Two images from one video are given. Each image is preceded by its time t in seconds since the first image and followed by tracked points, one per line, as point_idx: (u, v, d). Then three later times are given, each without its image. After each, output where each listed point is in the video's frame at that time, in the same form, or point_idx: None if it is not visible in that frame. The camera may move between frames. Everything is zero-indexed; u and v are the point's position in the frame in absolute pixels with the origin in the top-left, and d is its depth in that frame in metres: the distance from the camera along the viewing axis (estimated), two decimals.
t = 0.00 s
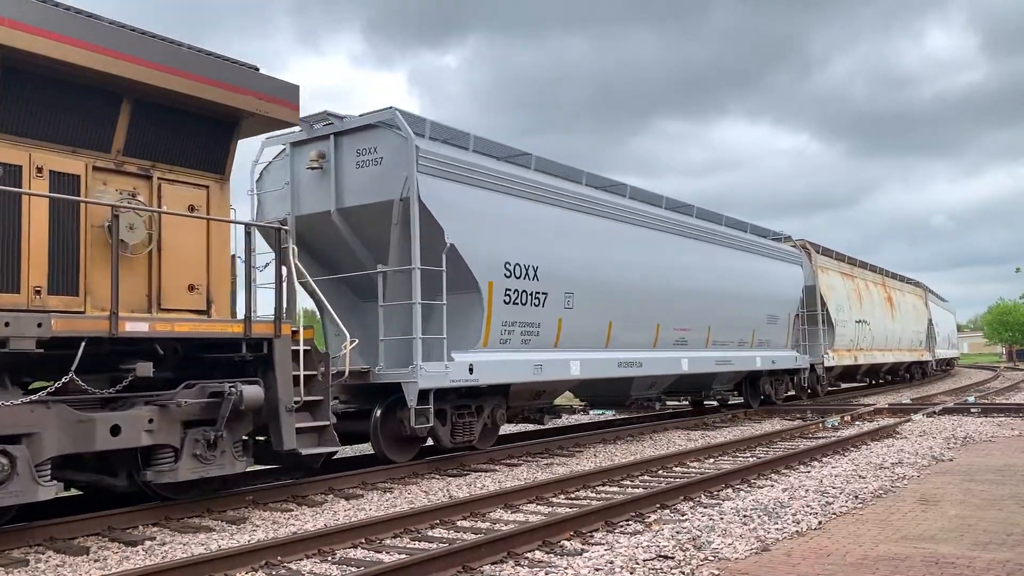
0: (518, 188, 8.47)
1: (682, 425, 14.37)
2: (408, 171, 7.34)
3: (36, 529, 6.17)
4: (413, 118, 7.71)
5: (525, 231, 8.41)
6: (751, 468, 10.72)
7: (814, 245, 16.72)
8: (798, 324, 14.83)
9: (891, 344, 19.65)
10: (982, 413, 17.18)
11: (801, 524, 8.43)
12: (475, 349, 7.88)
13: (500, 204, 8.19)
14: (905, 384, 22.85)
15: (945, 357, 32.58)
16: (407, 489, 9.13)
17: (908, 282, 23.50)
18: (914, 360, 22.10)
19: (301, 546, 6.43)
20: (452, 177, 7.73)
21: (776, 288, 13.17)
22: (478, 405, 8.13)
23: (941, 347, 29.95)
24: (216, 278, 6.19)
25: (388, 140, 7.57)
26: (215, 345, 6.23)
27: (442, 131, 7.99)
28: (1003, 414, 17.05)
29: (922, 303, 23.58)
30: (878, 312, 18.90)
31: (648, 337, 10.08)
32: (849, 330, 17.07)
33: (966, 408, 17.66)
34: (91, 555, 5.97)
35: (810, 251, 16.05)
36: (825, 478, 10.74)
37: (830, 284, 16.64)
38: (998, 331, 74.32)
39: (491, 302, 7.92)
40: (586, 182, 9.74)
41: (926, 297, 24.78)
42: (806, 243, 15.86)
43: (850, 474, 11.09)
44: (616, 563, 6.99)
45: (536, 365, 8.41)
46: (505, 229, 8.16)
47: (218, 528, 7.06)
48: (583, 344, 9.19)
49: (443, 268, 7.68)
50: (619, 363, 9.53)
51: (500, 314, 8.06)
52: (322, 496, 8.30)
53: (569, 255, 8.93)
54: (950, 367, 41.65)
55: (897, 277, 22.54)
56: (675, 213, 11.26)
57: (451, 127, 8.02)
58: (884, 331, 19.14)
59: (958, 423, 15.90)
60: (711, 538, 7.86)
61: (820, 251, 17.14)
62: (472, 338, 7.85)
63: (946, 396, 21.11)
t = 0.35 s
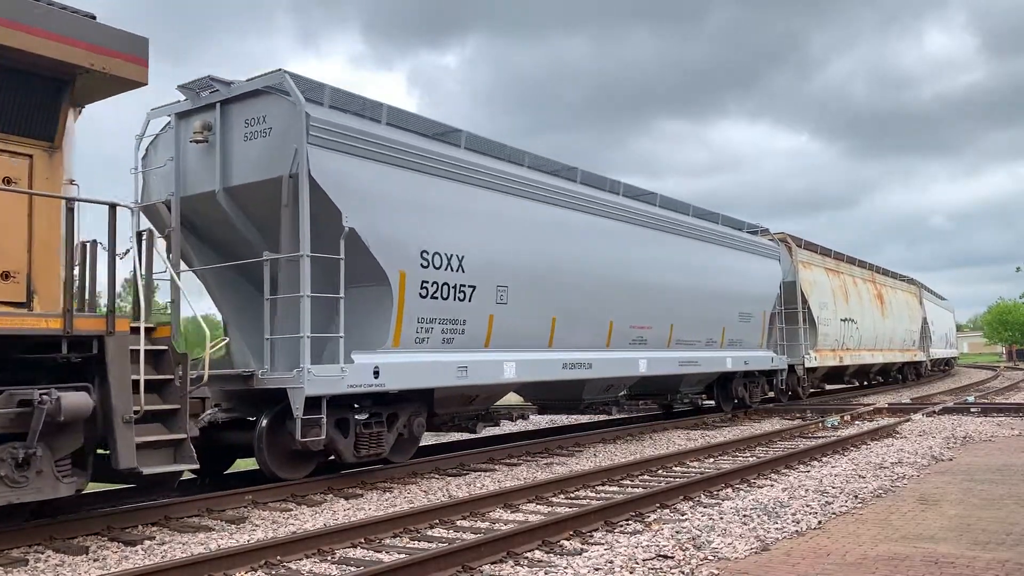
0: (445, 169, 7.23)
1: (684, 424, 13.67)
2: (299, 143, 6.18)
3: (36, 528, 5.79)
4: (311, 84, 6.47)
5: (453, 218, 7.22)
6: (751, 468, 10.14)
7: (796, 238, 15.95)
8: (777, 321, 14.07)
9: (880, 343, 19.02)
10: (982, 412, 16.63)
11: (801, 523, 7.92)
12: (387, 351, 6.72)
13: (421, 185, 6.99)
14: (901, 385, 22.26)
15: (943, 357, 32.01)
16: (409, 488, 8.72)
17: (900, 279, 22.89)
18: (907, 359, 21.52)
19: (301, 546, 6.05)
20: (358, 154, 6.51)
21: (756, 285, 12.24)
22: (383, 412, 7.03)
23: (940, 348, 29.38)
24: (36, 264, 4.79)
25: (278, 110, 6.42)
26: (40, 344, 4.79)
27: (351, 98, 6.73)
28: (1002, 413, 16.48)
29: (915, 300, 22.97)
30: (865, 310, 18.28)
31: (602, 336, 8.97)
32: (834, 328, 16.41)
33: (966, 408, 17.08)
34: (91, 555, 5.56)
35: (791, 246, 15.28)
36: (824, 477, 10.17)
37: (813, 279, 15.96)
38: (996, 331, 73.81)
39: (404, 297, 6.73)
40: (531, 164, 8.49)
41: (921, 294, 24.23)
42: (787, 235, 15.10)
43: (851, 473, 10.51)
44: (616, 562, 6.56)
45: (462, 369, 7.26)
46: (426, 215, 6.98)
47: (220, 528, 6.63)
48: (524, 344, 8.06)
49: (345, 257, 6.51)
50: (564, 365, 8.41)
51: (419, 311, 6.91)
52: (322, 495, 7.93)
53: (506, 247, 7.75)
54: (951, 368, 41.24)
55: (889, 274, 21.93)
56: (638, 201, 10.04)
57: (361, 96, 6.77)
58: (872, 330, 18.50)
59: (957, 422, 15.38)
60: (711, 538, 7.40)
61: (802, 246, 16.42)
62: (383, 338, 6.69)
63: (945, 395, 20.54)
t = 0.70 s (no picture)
0: (345, 141, 6.07)
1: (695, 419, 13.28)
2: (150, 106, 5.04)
3: (38, 527, 5.21)
4: (168, 37, 5.31)
5: (358, 198, 6.07)
6: (750, 467, 9.54)
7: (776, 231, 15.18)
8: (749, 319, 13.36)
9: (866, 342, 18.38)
10: (981, 412, 16.03)
11: (801, 522, 7.39)
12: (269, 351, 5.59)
13: (315, 158, 5.84)
14: (893, 386, 21.69)
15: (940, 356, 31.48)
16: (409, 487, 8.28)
17: (889, 275, 22.24)
18: (898, 358, 20.93)
19: (304, 545, 5.59)
20: (232, 121, 5.37)
21: (730, 279, 11.42)
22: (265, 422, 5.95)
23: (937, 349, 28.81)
24: None
25: (132, 67, 5.31)
26: None
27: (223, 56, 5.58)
28: (1001, 413, 15.93)
29: (906, 297, 22.30)
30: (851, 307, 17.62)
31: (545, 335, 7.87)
32: (817, 327, 15.72)
33: (965, 408, 16.44)
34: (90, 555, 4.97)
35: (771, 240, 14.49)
36: (825, 477, 9.59)
37: (797, 275, 15.22)
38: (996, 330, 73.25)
39: (287, 287, 5.60)
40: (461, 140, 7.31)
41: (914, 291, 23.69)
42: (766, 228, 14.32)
43: (851, 472, 9.95)
44: (617, 561, 6.09)
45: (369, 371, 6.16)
46: (321, 193, 5.82)
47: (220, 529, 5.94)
48: (452, 344, 6.94)
49: (212, 239, 5.36)
50: (501, 367, 7.32)
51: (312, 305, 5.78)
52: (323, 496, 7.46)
53: (428, 233, 6.60)
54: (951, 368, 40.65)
55: (878, 270, 21.29)
56: (588, 186, 8.92)
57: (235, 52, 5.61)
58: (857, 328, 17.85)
59: (956, 421, 14.81)
60: (711, 537, 6.90)
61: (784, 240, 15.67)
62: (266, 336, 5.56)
63: (942, 395, 19.98)
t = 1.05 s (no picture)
0: (204, 106, 5.35)
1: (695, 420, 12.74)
2: None
3: (38, 528, 5.24)
4: None
5: (227, 175, 5.38)
6: (750, 466, 8.94)
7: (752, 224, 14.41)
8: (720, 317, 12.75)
9: (850, 341, 17.66)
10: (982, 412, 15.42)
11: (801, 522, 6.82)
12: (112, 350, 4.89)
13: (165, 127, 5.11)
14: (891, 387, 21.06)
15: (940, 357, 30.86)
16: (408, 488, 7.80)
17: (879, 271, 21.46)
18: (889, 359, 20.23)
19: (304, 545, 5.24)
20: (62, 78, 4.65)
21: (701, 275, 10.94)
22: (110, 439, 5.23)
23: (936, 351, 28.20)
24: None
25: None
26: None
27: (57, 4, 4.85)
28: (1004, 412, 15.33)
29: (896, 295, 21.53)
30: (834, 306, 16.89)
31: (462, 333, 7.21)
32: (797, 325, 14.99)
33: (967, 408, 15.81)
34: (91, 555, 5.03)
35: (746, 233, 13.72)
36: (826, 476, 9.02)
37: (775, 270, 14.46)
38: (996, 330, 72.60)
39: (125, 282, 4.88)
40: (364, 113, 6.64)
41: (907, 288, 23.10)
42: (739, 220, 13.57)
43: (851, 472, 9.36)
44: (619, 561, 5.56)
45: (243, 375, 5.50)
46: (178, 168, 5.12)
47: (219, 528, 5.95)
48: (347, 343, 6.28)
49: (26, 220, 4.58)
50: (409, 369, 6.67)
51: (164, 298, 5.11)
52: (324, 495, 7.04)
53: (316, 217, 5.92)
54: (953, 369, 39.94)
55: (867, 266, 20.52)
56: (524, 167, 8.23)
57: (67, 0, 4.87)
58: (840, 327, 17.12)
59: (957, 421, 14.19)
60: (712, 537, 6.33)
61: (761, 234, 14.90)
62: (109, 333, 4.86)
63: (943, 395, 19.37)
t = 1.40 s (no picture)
0: (120, 84, 4.79)
1: (694, 420, 12.69)
2: None
3: (38, 528, 5.27)
4: None
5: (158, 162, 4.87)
6: (751, 466, 8.89)
7: (726, 216, 13.45)
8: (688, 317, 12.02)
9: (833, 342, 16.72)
10: (982, 411, 15.39)
11: (803, 522, 6.77)
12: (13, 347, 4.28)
13: (77, 108, 4.55)
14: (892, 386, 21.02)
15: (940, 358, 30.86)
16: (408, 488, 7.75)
17: (864, 268, 20.62)
18: (875, 360, 19.49)
19: (304, 546, 5.20)
20: None
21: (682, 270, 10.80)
22: None
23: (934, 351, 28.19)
24: None
25: None
26: None
27: None
28: (1004, 412, 15.29)
29: (879, 294, 20.72)
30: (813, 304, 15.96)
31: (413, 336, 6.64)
32: (776, 324, 13.99)
33: (969, 408, 15.76)
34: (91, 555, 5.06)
35: (717, 225, 12.74)
36: (826, 476, 8.96)
37: (751, 265, 13.47)
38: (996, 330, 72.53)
39: None
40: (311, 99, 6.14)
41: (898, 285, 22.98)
42: (710, 210, 12.62)
43: (852, 472, 9.31)
44: (620, 561, 5.51)
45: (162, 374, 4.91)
46: (103, 153, 4.60)
47: (221, 528, 5.91)
48: (280, 346, 5.65)
49: None
50: (296, 374, 5.66)
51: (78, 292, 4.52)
52: (324, 495, 7.00)
53: (256, 206, 5.40)
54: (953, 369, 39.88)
55: (849, 263, 19.69)
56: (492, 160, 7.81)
57: None
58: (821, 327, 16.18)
59: (958, 420, 14.15)
60: (713, 537, 6.29)
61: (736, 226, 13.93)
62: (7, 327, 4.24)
63: (942, 394, 19.33)
